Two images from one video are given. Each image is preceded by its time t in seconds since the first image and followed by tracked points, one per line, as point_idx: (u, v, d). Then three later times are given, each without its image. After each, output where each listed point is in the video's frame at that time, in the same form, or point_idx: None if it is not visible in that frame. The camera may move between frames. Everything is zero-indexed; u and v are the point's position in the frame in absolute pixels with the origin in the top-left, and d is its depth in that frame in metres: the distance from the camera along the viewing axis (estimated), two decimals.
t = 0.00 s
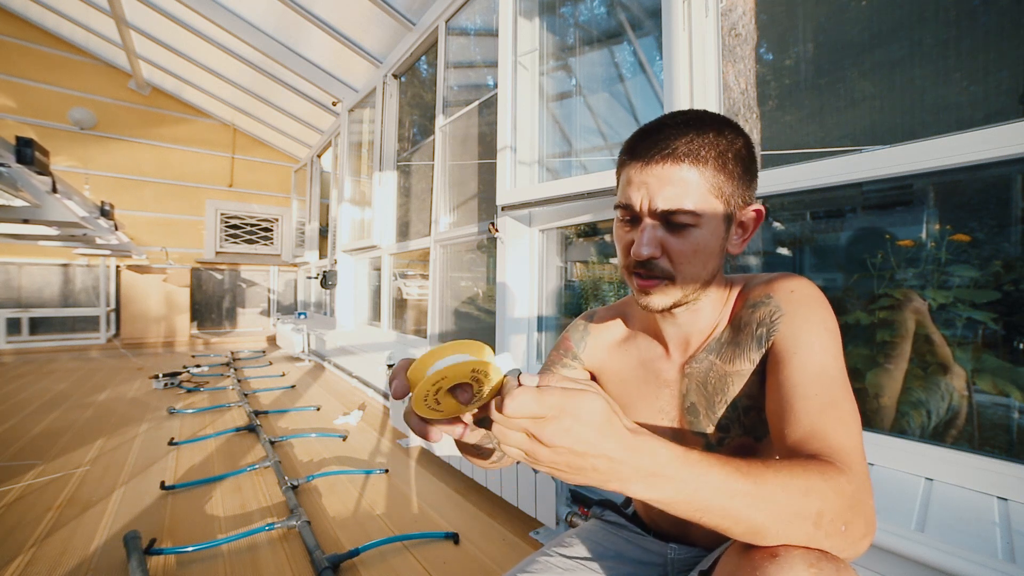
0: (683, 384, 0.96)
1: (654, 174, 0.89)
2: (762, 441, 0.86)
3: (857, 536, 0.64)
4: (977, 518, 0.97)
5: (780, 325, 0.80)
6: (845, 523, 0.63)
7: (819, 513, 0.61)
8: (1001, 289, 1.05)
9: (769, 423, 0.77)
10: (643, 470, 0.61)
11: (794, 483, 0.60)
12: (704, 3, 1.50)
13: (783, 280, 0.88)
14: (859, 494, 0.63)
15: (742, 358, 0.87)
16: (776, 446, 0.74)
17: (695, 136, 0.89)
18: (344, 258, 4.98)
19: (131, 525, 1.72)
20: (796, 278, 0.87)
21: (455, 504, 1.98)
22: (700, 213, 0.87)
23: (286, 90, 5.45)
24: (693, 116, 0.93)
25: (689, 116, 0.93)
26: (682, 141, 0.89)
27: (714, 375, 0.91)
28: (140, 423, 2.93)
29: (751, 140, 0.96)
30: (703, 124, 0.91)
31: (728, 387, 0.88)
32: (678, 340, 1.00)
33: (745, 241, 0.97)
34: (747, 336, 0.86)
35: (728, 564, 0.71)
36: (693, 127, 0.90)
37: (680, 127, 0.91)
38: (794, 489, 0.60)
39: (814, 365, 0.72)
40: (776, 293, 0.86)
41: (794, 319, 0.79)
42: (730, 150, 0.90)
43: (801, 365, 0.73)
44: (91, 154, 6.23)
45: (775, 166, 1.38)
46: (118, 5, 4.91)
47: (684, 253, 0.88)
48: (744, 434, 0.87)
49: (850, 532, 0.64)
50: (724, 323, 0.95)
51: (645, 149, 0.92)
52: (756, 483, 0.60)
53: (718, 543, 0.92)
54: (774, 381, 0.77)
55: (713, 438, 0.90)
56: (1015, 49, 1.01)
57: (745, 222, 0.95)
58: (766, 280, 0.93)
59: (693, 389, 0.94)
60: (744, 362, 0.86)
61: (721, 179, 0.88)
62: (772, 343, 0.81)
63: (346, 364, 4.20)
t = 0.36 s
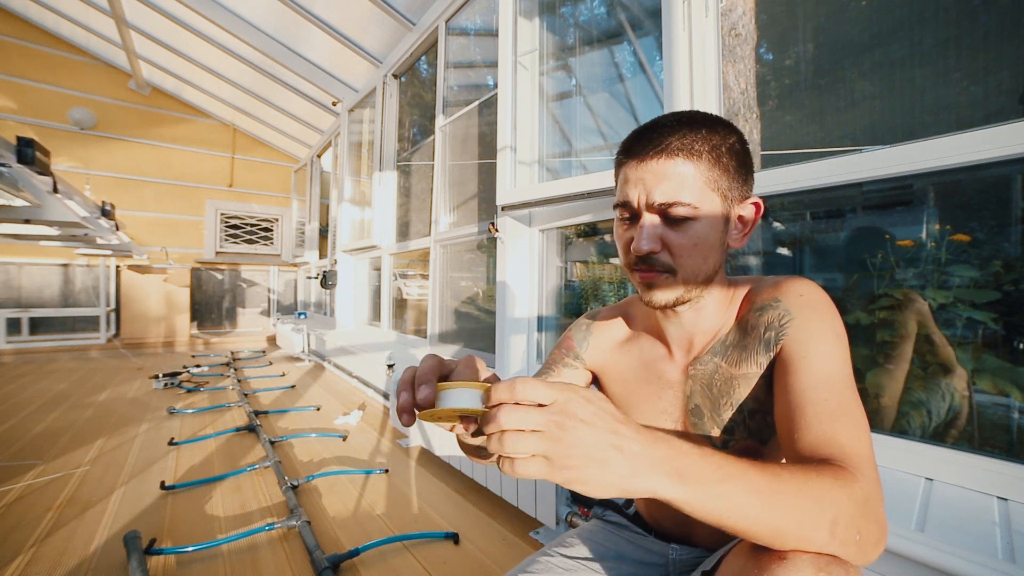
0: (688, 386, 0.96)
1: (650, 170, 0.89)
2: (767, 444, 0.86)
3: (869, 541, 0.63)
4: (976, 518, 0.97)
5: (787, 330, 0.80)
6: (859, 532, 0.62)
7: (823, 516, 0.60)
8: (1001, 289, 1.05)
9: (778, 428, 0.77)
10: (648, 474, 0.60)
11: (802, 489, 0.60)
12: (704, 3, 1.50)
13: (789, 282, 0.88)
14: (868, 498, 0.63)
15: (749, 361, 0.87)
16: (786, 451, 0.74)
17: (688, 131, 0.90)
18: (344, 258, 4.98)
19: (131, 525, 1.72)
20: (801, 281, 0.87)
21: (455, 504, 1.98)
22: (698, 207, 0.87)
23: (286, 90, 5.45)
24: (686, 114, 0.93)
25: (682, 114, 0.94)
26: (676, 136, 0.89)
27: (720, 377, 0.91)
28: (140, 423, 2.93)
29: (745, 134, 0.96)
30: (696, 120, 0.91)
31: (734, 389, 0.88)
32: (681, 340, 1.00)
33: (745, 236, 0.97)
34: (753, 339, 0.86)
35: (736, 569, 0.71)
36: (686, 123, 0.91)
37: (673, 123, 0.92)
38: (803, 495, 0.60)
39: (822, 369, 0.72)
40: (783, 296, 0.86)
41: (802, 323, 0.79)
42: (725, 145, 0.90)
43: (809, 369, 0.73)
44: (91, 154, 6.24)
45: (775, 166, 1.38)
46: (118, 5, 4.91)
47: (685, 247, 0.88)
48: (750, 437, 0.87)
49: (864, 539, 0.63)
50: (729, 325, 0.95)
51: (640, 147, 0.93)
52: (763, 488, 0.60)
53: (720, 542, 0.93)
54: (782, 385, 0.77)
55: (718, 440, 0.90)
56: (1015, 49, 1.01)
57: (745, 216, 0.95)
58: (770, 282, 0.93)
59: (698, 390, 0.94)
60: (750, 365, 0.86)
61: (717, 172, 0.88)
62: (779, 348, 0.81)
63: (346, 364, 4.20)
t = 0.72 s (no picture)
0: (686, 384, 0.96)
1: (645, 167, 0.89)
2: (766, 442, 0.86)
3: (863, 537, 0.63)
4: (976, 518, 0.97)
5: (784, 327, 0.80)
6: (851, 527, 0.62)
7: (822, 516, 0.60)
8: (1001, 289, 1.05)
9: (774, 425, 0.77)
10: (647, 475, 0.60)
11: (796, 487, 0.60)
12: (704, 2, 1.50)
13: (786, 281, 0.88)
14: (862, 495, 0.63)
15: (746, 359, 0.86)
16: (780, 449, 0.74)
17: (682, 129, 0.90)
18: (344, 258, 4.98)
19: (131, 525, 1.72)
20: (798, 279, 0.87)
21: (455, 504, 1.98)
22: (693, 203, 0.87)
23: (286, 89, 5.45)
24: (680, 112, 0.93)
25: (676, 113, 0.94)
26: (670, 135, 0.89)
27: (718, 375, 0.91)
28: (140, 423, 2.93)
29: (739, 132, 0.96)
30: (690, 119, 0.91)
31: (732, 387, 0.88)
32: (680, 338, 1.00)
33: (741, 233, 0.97)
34: (750, 336, 0.86)
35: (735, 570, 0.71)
36: (680, 122, 0.91)
37: (667, 123, 0.92)
38: (797, 492, 0.60)
39: (819, 367, 0.72)
40: (779, 294, 0.86)
41: (798, 320, 0.79)
42: (719, 142, 0.90)
43: (804, 366, 0.73)
44: (91, 154, 6.23)
45: (775, 166, 1.38)
46: (118, 5, 4.91)
47: (681, 243, 0.88)
48: (749, 435, 0.87)
49: (857, 535, 0.63)
50: (727, 322, 0.95)
51: (635, 145, 0.93)
52: (759, 487, 0.60)
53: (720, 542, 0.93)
54: (778, 383, 0.76)
55: (717, 439, 0.90)
56: (1015, 49, 1.01)
57: (741, 213, 0.95)
58: (768, 280, 0.93)
59: (696, 389, 0.94)
60: (747, 362, 0.86)
61: (711, 169, 0.88)
62: (775, 345, 0.81)
63: (346, 364, 4.20)
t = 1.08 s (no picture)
0: (687, 383, 0.96)
1: (623, 187, 0.89)
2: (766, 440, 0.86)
3: (852, 532, 0.64)
4: (976, 518, 0.97)
5: (779, 324, 0.80)
6: (841, 519, 0.62)
7: (815, 511, 0.61)
8: (1001, 289, 1.05)
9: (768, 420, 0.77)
10: (645, 473, 0.60)
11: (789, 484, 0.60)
12: (704, 2, 1.50)
13: (783, 279, 0.88)
14: (854, 490, 0.63)
15: (743, 357, 0.86)
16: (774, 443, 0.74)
17: (656, 143, 0.89)
18: (344, 258, 4.98)
19: (131, 525, 1.72)
20: (795, 277, 0.87)
21: (455, 505, 1.98)
22: (675, 217, 0.87)
23: (286, 89, 5.45)
24: (653, 125, 0.93)
25: (649, 125, 0.93)
26: (644, 152, 0.89)
27: (717, 374, 0.91)
28: (140, 423, 2.93)
29: (717, 134, 0.94)
30: (664, 131, 0.91)
31: (731, 385, 0.88)
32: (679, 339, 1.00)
33: (731, 234, 0.96)
34: (747, 335, 0.86)
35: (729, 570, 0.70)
36: (653, 136, 0.90)
37: (641, 139, 0.91)
38: (791, 489, 0.60)
39: (815, 364, 0.72)
40: (776, 292, 0.86)
41: (794, 317, 0.79)
42: (696, 151, 0.89)
43: (799, 363, 0.73)
44: (91, 154, 6.23)
45: (775, 166, 1.38)
46: (118, 5, 4.91)
47: (668, 258, 0.88)
48: (749, 433, 0.87)
49: (845, 527, 0.63)
50: (725, 321, 0.95)
51: (612, 164, 0.93)
52: (750, 484, 0.60)
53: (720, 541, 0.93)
54: (774, 378, 0.77)
55: (717, 437, 0.90)
56: (1015, 49, 1.01)
57: (728, 216, 0.94)
58: (765, 279, 0.93)
59: (696, 388, 0.94)
60: (745, 360, 0.86)
61: (691, 181, 0.88)
62: (772, 342, 0.80)
63: (346, 364, 4.20)
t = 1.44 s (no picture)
0: (684, 382, 0.96)
1: (613, 243, 0.79)
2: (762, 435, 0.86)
3: (835, 519, 0.64)
4: (976, 518, 0.97)
5: (771, 320, 0.80)
6: (821, 507, 0.62)
7: (805, 505, 0.61)
8: (1001, 289, 1.05)
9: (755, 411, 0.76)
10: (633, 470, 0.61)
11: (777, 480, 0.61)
12: (704, 2, 1.51)
13: (776, 279, 0.88)
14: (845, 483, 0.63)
15: (738, 353, 0.86)
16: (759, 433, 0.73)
17: (645, 191, 0.78)
18: (344, 258, 4.98)
19: (131, 525, 1.72)
20: (787, 275, 0.88)
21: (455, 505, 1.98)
22: (671, 270, 0.79)
23: (286, 90, 5.45)
24: (638, 164, 0.81)
25: (633, 163, 0.81)
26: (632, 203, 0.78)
27: (713, 372, 0.91)
28: (140, 423, 2.93)
29: (705, 156, 0.84)
30: (648, 172, 0.79)
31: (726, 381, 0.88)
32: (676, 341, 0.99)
33: (727, 257, 0.90)
34: (740, 331, 0.86)
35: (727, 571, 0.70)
36: (637, 181, 0.79)
37: (625, 184, 0.80)
38: (781, 485, 0.60)
39: (802, 357, 0.72)
40: (768, 290, 0.86)
41: (784, 312, 0.79)
42: (688, 191, 0.79)
43: (786, 358, 0.73)
44: (91, 154, 6.23)
45: (775, 165, 1.38)
46: (118, 5, 4.91)
47: (665, 308, 0.83)
48: (745, 430, 0.87)
49: (825, 516, 0.63)
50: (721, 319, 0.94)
51: (597, 214, 0.81)
52: (738, 483, 0.60)
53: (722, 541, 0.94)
54: (762, 369, 0.76)
55: (716, 434, 0.90)
56: (1015, 48, 1.01)
57: (725, 243, 0.87)
58: (759, 278, 0.92)
59: (694, 387, 0.94)
60: (739, 355, 0.86)
61: (686, 229, 0.79)
62: (764, 337, 0.80)
63: (346, 364, 4.20)
